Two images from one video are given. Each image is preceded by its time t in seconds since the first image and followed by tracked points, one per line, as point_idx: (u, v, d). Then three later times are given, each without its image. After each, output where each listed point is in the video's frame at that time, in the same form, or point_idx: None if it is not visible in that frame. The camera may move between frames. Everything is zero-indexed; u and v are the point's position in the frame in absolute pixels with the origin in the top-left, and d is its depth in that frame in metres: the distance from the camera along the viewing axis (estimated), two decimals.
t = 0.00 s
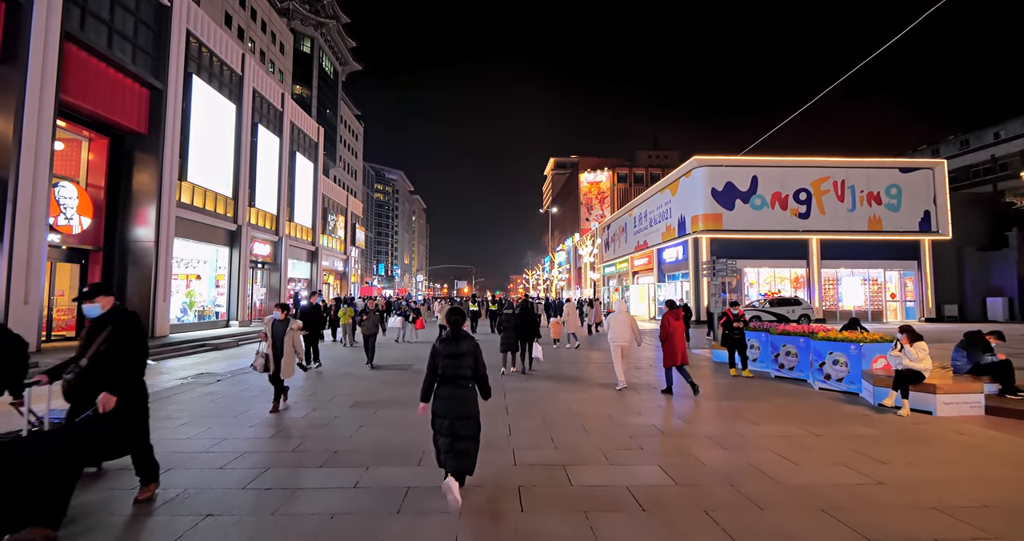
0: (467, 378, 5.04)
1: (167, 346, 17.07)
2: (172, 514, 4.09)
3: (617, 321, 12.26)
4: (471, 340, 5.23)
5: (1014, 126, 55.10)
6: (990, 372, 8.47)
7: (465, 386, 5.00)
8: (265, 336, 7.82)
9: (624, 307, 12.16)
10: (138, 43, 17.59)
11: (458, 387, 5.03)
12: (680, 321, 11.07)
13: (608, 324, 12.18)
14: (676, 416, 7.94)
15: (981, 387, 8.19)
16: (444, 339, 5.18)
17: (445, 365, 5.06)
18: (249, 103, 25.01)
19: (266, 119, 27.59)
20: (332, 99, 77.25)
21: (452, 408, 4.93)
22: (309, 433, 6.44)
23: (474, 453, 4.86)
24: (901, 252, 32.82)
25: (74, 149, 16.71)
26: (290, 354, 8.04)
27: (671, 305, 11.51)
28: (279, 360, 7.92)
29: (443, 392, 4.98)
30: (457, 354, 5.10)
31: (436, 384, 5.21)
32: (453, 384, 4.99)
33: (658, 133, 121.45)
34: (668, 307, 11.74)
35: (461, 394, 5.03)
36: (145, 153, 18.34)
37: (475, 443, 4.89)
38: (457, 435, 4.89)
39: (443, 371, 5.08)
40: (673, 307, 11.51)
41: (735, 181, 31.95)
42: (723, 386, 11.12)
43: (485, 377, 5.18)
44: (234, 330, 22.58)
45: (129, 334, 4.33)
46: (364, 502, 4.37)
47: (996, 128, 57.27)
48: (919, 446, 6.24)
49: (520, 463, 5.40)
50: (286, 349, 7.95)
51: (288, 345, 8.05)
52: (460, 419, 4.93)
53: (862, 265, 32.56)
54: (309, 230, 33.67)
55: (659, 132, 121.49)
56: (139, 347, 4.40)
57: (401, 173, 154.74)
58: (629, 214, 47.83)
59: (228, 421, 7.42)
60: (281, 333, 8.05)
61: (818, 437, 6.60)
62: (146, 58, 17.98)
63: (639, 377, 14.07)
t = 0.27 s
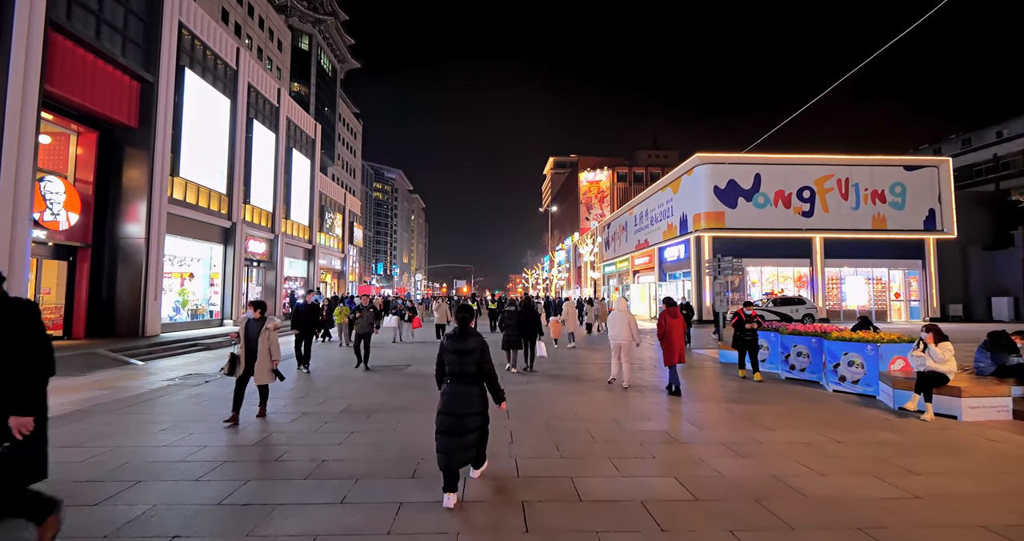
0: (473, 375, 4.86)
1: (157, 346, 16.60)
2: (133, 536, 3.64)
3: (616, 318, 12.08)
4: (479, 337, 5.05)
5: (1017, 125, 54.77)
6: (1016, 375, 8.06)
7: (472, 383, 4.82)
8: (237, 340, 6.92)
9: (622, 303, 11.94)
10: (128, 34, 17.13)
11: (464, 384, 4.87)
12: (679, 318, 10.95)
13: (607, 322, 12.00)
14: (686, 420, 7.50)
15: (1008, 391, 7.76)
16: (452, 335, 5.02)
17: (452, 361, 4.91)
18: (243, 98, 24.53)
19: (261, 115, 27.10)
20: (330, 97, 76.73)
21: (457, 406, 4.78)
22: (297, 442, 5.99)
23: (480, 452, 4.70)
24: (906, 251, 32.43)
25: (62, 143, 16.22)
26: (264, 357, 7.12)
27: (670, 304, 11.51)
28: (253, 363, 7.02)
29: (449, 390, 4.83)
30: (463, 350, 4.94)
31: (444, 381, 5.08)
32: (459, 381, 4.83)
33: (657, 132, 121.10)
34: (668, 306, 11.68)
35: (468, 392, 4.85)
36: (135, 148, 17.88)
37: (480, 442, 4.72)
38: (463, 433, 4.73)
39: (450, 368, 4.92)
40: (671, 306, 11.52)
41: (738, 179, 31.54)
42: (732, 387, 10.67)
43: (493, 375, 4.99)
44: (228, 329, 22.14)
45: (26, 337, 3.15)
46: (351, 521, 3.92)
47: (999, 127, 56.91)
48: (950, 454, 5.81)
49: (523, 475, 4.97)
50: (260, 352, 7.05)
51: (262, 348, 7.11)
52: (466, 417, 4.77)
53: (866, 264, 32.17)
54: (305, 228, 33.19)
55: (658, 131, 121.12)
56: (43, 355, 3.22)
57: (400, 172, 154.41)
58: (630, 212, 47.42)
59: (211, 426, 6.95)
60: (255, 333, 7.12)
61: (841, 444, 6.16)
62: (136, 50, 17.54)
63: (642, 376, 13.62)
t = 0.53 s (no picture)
0: (481, 376, 4.99)
1: (145, 348, 16.03)
2: None
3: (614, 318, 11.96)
4: (487, 338, 5.17)
5: (1018, 125, 54.52)
6: None
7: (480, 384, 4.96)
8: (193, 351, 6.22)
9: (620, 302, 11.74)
10: (116, 27, 16.63)
11: (473, 384, 5.01)
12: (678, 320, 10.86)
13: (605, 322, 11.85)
14: (697, 429, 7.07)
15: None
16: (460, 337, 5.17)
17: (461, 362, 5.06)
18: (237, 94, 24.05)
19: (256, 111, 26.59)
20: (328, 96, 76.18)
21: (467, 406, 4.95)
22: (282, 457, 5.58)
23: (490, 450, 4.88)
24: (909, 251, 32.09)
25: (47, 139, 15.71)
26: (226, 368, 6.26)
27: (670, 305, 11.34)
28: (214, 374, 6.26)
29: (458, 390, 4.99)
30: (472, 351, 5.07)
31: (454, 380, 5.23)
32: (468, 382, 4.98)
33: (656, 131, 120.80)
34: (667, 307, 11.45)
35: (476, 391, 5.01)
36: (124, 144, 17.38)
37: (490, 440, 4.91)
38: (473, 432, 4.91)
39: (459, 369, 5.08)
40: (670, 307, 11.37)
41: (740, 178, 31.16)
42: (740, 392, 10.26)
43: (501, 374, 5.13)
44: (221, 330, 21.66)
45: None
46: None
47: (1000, 127, 56.64)
48: (985, 470, 5.40)
49: (526, 497, 4.55)
50: (220, 363, 6.24)
51: (222, 360, 6.25)
52: (476, 415, 4.94)
53: (869, 265, 31.82)
54: (301, 227, 32.70)
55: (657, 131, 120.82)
56: None
57: (399, 171, 153.87)
58: (630, 212, 47.02)
59: (189, 437, 6.50)
60: (215, 341, 6.28)
61: (865, 458, 5.73)
62: (125, 43, 17.04)
63: (645, 380, 13.20)
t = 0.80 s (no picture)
0: (488, 374, 4.97)
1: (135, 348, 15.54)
2: None
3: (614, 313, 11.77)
4: (492, 337, 5.18)
5: None
6: None
7: (486, 382, 4.95)
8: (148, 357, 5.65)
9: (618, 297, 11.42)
10: (105, 19, 16.20)
11: (479, 383, 4.99)
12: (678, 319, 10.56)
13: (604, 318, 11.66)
14: (709, 435, 6.64)
15: None
16: (465, 336, 5.16)
17: (466, 361, 5.04)
18: (233, 89, 23.63)
19: (252, 107, 26.16)
20: (327, 94, 75.81)
21: (472, 405, 4.90)
22: (262, 469, 5.13)
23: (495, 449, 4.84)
24: (915, 249, 31.62)
25: (35, 134, 15.29)
26: (182, 371, 5.55)
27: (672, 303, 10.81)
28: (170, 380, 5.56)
29: (465, 389, 4.96)
30: (477, 350, 5.07)
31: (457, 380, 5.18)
32: (474, 380, 4.96)
33: (657, 130, 120.25)
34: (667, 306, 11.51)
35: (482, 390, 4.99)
36: (114, 139, 16.95)
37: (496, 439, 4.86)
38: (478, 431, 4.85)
39: (464, 367, 5.05)
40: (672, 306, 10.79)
41: (744, 174, 30.69)
42: (751, 394, 9.82)
43: (506, 374, 5.12)
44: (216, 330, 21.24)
45: None
46: None
47: (1005, 124, 56.05)
48: None
49: (527, 513, 4.14)
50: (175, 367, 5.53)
51: (177, 363, 5.54)
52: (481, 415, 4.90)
53: (875, 262, 31.35)
54: (299, 225, 32.29)
55: (658, 129, 120.27)
56: None
57: (399, 170, 153.50)
58: (631, 210, 46.56)
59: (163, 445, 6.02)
60: (172, 343, 5.65)
61: (894, 467, 5.30)
62: (115, 36, 16.62)
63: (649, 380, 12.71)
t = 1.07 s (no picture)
0: (489, 375, 5.11)
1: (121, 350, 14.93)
2: None
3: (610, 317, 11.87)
4: (493, 339, 5.31)
5: None
6: None
7: (487, 383, 5.08)
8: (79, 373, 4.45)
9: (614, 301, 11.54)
10: (91, 11, 15.70)
11: (480, 384, 5.10)
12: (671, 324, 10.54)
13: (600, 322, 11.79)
14: (723, 448, 6.21)
15: None
16: (467, 338, 5.29)
17: (468, 362, 5.17)
18: (226, 85, 23.12)
19: (245, 104, 25.64)
20: (325, 93, 75.28)
21: (473, 405, 5.02)
22: (236, 491, 4.69)
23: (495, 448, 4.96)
24: (919, 249, 31.24)
25: (17, 130, 14.78)
26: (124, 397, 4.46)
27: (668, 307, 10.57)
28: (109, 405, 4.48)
29: (466, 389, 5.08)
30: (478, 351, 5.21)
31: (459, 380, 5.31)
32: (475, 381, 5.09)
33: (656, 129, 119.89)
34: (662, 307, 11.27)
35: (483, 391, 5.11)
36: (100, 136, 16.43)
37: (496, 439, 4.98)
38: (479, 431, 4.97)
39: (466, 368, 5.17)
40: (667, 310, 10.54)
41: (746, 173, 30.28)
42: (761, 401, 9.38)
43: (506, 375, 5.25)
44: (208, 331, 20.74)
45: None
46: None
47: (1006, 123, 55.70)
48: None
49: None
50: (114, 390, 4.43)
51: (116, 386, 4.42)
52: (481, 415, 5.02)
53: (878, 263, 30.97)
54: (294, 225, 31.77)
55: (658, 129, 119.90)
56: None
57: (397, 170, 152.89)
58: (631, 209, 46.13)
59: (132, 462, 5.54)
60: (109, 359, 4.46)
61: (928, 489, 4.87)
62: (101, 29, 16.11)
63: (651, 385, 12.28)
